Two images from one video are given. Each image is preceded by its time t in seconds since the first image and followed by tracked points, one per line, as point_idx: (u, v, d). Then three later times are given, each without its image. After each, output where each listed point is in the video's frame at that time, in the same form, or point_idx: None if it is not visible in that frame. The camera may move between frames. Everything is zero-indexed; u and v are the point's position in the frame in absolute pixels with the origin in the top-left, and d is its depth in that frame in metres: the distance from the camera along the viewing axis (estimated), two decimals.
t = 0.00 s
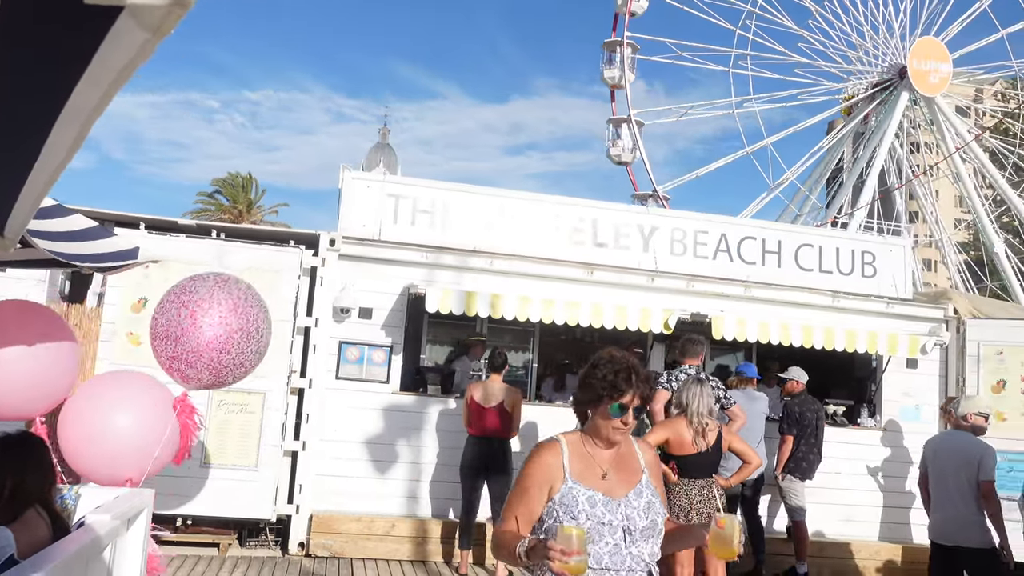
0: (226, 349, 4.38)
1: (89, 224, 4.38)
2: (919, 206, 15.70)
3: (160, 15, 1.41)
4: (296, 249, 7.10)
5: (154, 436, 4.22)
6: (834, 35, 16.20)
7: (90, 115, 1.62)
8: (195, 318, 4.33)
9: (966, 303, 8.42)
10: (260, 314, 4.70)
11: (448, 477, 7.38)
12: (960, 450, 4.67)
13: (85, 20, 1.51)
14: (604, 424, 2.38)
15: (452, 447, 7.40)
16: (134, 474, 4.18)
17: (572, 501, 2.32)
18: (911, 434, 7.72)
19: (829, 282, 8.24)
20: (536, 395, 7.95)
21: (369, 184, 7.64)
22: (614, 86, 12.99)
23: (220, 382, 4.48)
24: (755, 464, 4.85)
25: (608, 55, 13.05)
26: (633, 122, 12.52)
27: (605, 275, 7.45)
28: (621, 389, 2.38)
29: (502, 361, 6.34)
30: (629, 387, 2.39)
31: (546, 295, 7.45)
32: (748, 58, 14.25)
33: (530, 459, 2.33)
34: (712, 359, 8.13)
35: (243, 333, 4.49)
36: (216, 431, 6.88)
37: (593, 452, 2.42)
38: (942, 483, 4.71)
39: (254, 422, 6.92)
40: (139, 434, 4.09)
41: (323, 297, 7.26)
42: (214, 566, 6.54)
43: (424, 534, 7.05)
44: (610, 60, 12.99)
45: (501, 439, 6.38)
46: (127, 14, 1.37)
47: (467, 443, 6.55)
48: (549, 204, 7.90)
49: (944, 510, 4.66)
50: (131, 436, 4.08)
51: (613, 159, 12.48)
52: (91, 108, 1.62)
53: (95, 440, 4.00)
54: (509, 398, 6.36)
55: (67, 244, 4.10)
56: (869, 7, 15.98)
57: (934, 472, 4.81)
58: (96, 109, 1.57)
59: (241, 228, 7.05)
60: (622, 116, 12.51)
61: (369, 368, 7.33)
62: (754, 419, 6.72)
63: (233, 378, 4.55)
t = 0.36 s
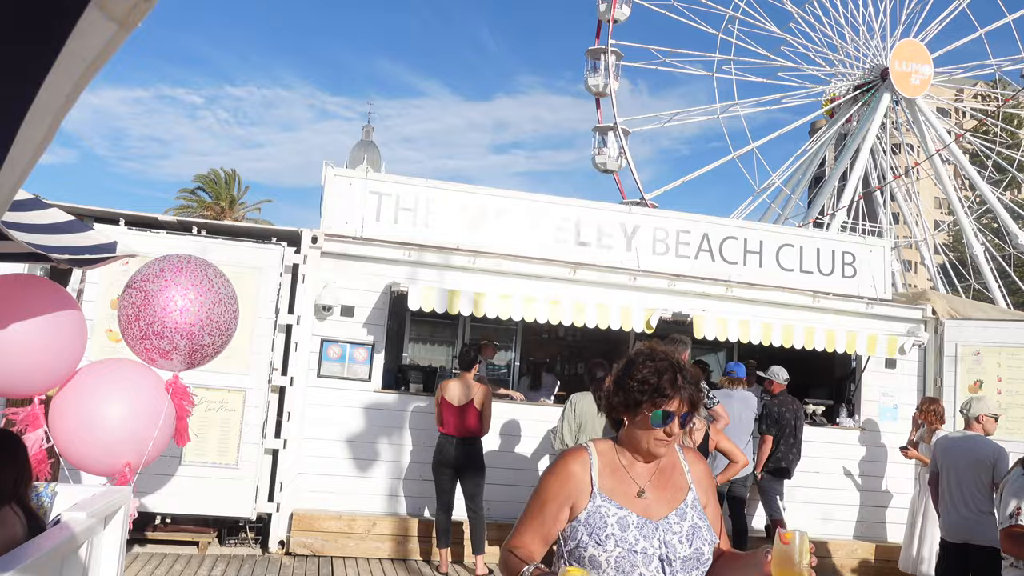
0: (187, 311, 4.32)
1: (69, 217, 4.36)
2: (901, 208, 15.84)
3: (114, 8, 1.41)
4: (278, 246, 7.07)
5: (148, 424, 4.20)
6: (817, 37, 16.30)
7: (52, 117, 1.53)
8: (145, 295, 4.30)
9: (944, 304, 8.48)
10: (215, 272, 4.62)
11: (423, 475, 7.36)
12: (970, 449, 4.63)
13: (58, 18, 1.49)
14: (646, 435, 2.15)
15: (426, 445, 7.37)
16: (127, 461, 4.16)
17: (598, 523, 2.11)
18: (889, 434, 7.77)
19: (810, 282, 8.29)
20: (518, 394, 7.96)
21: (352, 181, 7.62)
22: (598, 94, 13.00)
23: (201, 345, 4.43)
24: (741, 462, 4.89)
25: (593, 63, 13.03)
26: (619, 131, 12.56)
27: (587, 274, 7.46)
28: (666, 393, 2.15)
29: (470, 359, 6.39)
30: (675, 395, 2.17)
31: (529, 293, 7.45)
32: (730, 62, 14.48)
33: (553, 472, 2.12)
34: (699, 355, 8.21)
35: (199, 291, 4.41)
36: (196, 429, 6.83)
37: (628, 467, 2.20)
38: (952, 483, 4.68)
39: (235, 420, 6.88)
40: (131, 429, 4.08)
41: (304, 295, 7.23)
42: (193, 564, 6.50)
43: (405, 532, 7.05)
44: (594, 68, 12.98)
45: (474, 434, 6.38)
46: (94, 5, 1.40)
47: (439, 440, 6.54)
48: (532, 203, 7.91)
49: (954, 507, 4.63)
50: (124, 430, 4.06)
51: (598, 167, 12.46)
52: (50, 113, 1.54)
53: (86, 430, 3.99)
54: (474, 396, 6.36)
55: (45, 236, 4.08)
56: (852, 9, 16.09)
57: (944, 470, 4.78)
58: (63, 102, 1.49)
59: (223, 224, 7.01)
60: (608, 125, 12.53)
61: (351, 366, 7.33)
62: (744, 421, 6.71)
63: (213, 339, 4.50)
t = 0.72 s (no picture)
0: (165, 304, 4.28)
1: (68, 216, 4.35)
2: (899, 209, 15.84)
3: (122, 11, 1.38)
4: (276, 245, 7.05)
5: (142, 421, 4.17)
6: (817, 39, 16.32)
7: (59, 116, 1.56)
8: (125, 291, 4.30)
9: (944, 306, 8.47)
10: (199, 266, 4.57)
11: (419, 475, 7.35)
12: (990, 453, 4.93)
13: (67, 14, 1.48)
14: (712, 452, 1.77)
15: (421, 445, 7.37)
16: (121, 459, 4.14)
17: (664, 558, 1.72)
18: (888, 435, 7.78)
19: (808, 282, 8.30)
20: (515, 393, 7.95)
21: (351, 181, 7.60)
22: (597, 102, 13.00)
23: (184, 338, 4.36)
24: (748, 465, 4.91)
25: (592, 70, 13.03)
26: (620, 139, 12.57)
27: (586, 274, 7.44)
28: (736, 402, 1.75)
29: (460, 358, 6.37)
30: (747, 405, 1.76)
31: (527, 293, 7.44)
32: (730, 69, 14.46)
33: (603, 494, 1.71)
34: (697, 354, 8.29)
35: (179, 283, 4.36)
36: (193, 428, 6.81)
37: (692, 488, 1.83)
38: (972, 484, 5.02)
39: (232, 419, 6.86)
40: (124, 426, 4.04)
41: (302, 294, 7.21)
42: (190, 563, 6.49)
43: (402, 532, 7.04)
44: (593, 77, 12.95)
45: (467, 433, 6.37)
46: (103, 5, 1.37)
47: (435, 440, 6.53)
48: (531, 203, 7.90)
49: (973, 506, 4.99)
50: (115, 428, 4.03)
51: (599, 175, 12.43)
52: (56, 112, 1.55)
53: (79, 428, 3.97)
54: (469, 396, 6.34)
55: (43, 235, 4.06)
56: (851, 10, 16.10)
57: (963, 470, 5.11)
58: (68, 103, 1.52)
59: (221, 223, 6.99)
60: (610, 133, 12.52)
61: (349, 365, 7.32)
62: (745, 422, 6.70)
63: (197, 332, 4.42)
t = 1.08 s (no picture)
0: (179, 329, 4.28)
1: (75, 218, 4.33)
2: (905, 209, 15.79)
3: (142, 18, 1.36)
4: (283, 246, 7.06)
5: (147, 434, 4.18)
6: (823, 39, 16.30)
7: (75, 120, 1.58)
8: (142, 310, 4.30)
9: (952, 305, 8.44)
10: (222, 285, 4.51)
11: (426, 475, 7.37)
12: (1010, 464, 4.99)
13: (87, 22, 1.47)
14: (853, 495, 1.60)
15: (428, 445, 7.39)
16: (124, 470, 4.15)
17: None
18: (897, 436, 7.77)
19: (815, 282, 8.28)
20: (521, 394, 7.95)
21: (358, 182, 7.61)
22: (603, 115, 12.90)
23: (195, 366, 4.43)
24: (762, 464, 4.91)
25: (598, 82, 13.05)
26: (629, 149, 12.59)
27: (593, 275, 7.45)
28: (882, 427, 1.60)
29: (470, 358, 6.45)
30: (898, 429, 1.61)
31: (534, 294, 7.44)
32: (739, 75, 14.45)
33: (704, 547, 1.55)
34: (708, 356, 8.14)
35: (198, 309, 4.34)
36: (200, 428, 6.83)
37: (821, 536, 1.67)
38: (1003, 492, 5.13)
39: (240, 420, 6.88)
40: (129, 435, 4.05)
41: (309, 294, 7.22)
42: (198, 563, 6.51)
43: (409, 532, 7.04)
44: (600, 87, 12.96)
45: (474, 433, 6.38)
46: (122, 14, 1.35)
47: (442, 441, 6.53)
48: (538, 203, 7.90)
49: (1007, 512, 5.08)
50: (121, 438, 4.04)
51: (608, 185, 12.41)
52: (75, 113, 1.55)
53: (85, 435, 3.98)
54: (477, 396, 6.36)
55: (50, 244, 4.07)
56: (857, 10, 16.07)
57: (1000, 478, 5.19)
58: (83, 110, 1.54)
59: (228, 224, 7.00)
60: (618, 143, 12.55)
61: (355, 366, 7.34)
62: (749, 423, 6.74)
63: (208, 358, 4.45)
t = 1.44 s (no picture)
0: (175, 313, 4.27)
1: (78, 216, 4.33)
2: (906, 206, 15.77)
3: (144, 11, 1.44)
4: (286, 244, 7.07)
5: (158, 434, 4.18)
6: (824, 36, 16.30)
7: (78, 117, 1.65)
8: (143, 296, 4.33)
9: (954, 302, 8.44)
10: (221, 276, 4.55)
11: (433, 473, 7.39)
12: None
13: (92, 17, 1.55)
14: None
15: (437, 443, 7.41)
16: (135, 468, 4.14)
17: None
18: (901, 433, 7.78)
19: (818, 279, 8.27)
20: (523, 390, 7.95)
21: (360, 179, 7.61)
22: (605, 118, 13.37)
23: (191, 354, 4.37)
24: (771, 459, 4.82)
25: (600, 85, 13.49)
26: (632, 155, 12.62)
27: (595, 272, 7.45)
28: None
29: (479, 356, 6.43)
30: None
31: (537, 291, 7.43)
32: (739, 72, 15.35)
33: None
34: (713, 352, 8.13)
35: (195, 295, 4.34)
36: (203, 425, 6.84)
37: None
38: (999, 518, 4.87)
39: (243, 417, 6.89)
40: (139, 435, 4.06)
41: (312, 292, 7.24)
42: (201, 561, 6.52)
43: (412, 529, 7.05)
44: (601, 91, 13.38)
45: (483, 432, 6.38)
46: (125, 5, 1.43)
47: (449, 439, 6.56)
48: (541, 201, 7.90)
49: None
50: (134, 435, 4.05)
51: (613, 191, 12.52)
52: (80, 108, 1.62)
53: (97, 431, 3.99)
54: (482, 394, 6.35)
55: (53, 243, 4.06)
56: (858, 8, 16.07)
57: None
58: (87, 105, 1.61)
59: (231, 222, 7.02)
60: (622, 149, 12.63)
61: (358, 363, 7.34)
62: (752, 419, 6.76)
63: (204, 347, 4.39)
